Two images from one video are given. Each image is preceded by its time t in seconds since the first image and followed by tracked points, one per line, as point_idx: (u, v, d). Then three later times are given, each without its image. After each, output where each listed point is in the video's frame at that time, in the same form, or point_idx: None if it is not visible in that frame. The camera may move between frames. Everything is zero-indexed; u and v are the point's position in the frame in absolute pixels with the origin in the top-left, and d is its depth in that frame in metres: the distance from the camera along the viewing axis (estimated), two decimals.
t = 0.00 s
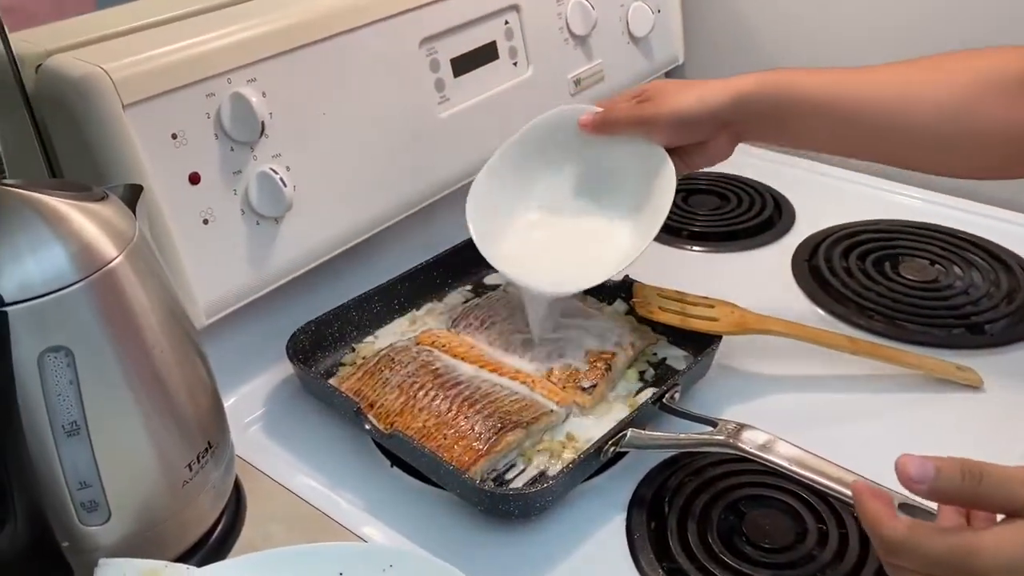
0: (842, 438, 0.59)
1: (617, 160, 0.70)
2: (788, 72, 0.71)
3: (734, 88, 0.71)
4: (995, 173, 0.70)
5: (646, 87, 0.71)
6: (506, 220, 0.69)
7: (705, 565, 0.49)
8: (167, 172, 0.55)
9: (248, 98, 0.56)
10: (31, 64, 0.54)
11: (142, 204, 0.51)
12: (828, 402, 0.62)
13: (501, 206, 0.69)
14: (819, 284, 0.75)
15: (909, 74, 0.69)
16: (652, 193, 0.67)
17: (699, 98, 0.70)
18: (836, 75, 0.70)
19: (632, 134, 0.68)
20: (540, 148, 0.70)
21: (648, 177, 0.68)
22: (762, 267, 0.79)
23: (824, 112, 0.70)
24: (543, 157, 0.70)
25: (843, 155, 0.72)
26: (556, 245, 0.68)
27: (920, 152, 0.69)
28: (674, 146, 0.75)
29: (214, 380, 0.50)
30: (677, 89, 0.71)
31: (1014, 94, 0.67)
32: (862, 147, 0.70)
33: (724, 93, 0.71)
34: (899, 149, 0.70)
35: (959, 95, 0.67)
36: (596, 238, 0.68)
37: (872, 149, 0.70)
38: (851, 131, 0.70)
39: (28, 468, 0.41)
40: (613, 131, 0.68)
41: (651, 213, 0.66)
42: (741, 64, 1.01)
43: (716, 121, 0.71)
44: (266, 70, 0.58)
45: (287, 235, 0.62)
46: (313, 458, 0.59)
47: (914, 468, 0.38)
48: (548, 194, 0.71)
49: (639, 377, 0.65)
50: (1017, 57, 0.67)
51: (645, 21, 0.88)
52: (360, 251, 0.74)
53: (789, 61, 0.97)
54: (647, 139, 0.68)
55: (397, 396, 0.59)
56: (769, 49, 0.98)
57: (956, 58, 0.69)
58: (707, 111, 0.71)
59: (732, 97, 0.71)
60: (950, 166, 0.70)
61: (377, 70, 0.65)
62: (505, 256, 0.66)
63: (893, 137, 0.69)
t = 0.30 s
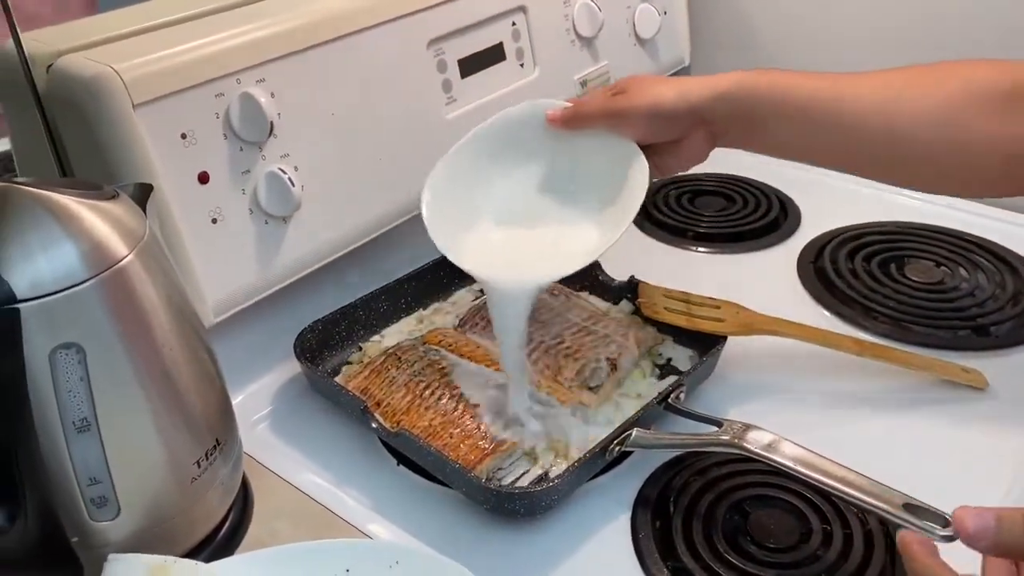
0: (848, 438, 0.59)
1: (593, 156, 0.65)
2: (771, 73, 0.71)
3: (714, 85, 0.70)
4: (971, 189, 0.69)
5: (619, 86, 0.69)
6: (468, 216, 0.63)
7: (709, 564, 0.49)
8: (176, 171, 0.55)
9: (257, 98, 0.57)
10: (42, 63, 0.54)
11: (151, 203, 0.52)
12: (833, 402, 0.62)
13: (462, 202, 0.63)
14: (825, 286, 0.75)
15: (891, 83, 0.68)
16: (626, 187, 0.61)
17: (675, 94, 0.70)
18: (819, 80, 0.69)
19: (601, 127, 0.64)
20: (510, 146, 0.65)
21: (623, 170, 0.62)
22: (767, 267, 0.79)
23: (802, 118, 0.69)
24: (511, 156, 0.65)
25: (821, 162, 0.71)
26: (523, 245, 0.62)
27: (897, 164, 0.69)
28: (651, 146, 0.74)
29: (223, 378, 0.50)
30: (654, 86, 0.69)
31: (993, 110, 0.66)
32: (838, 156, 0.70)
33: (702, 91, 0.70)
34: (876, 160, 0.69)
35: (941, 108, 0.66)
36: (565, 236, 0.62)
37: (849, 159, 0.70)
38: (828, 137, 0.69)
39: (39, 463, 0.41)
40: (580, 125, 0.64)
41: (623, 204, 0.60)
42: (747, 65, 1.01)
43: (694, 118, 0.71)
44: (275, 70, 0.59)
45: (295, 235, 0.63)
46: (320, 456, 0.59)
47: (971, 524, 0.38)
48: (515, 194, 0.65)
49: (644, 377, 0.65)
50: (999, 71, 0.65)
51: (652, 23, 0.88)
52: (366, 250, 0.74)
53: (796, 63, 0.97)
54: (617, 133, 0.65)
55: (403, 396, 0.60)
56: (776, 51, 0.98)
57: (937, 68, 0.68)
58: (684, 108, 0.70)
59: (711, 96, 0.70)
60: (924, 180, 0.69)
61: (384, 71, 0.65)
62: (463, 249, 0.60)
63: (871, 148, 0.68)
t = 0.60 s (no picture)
0: (854, 437, 0.60)
1: (545, 125, 0.68)
2: (737, 50, 0.71)
3: (678, 59, 0.71)
4: (948, 181, 0.69)
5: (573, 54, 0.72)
6: (422, 176, 0.66)
7: (715, 561, 0.50)
8: (186, 169, 0.55)
9: (266, 98, 0.57)
10: (54, 63, 0.55)
11: (162, 201, 0.52)
12: (839, 402, 0.63)
13: (417, 161, 0.66)
14: (830, 286, 0.76)
15: (871, 68, 0.68)
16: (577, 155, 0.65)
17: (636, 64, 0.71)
18: (796, 63, 0.70)
19: (559, 95, 0.67)
20: (465, 108, 0.68)
21: (577, 139, 0.66)
22: (773, 268, 0.79)
23: (782, 102, 0.69)
24: (466, 117, 0.68)
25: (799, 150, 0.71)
26: (475, 205, 0.65)
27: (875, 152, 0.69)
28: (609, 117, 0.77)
29: (233, 376, 0.51)
30: (614, 54, 0.71)
31: (969, 97, 0.66)
32: (817, 143, 0.70)
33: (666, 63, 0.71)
34: (855, 148, 0.69)
35: (919, 95, 0.67)
36: (516, 199, 0.65)
37: (828, 146, 0.70)
38: (808, 123, 0.69)
39: (52, 458, 0.42)
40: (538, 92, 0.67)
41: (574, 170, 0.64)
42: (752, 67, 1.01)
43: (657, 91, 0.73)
44: (284, 70, 0.59)
45: (304, 234, 0.63)
46: (328, 453, 0.60)
47: None
48: (466, 153, 0.68)
49: (650, 376, 0.66)
50: (976, 61, 0.67)
51: (657, 24, 0.88)
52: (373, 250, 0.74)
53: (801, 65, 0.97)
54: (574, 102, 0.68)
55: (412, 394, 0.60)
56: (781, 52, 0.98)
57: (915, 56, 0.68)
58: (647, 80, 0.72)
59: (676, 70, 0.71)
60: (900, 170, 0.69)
61: (392, 71, 0.66)
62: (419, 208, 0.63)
63: (850, 134, 0.68)
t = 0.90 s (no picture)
0: (855, 438, 0.60)
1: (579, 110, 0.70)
2: (761, 31, 0.71)
3: (703, 42, 0.71)
4: (979, 147, 0.69)
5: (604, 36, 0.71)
6: (463, 160, 0.69)
7: (716, 561, 0.50)
8: (191, 170, 0.56)
9: (271, 99, 0.58)
10: (60, 65, 0.55)
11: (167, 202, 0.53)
12: (839, 404, 0.63)
13: (461, 149, 0.69)
14: (831, 288, 0.76)
15: (891, 38, 0.68)
16: (613, 144, 0.68)
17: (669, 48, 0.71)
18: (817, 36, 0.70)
19: (598, 79, 0.67)
20: (500, 90, 0.70)
21: (609, 127, 0.69)
22: (774, 270, 0.80)
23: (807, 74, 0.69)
24: (505, 104, 0.70)
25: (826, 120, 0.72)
26: (516, 189, 0.69)
27: (902, 120, 0.69)
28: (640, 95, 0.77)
29: (237, 375, 0.51)
30: (647, 38, 0.71)
31: (995, 67, 0.66)
32: (844, 113, 0.70)
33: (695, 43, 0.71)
34: (881, 116, 0.69)
35: (941, 63, 0.67)
36: (553, 186, 0.69)
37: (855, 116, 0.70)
38: (837, 98, 0.69)
39: (57, 457, 0.42)
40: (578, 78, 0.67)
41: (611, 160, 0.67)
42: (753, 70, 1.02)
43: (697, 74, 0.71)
44: (289, 72, 0.60)
45: (308, 234, 0.64)
46: (331, 453, 0.60)
47: None
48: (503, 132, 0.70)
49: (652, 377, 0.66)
50: (1000, 27, 0.66)
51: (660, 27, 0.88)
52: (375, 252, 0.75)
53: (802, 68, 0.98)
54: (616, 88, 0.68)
55: (415, 394, 0.60)
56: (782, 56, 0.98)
57: (934, 26, 0.68)
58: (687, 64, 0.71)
59: (701, 50, 0.71)
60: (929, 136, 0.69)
61: (396, 73, 0.66)
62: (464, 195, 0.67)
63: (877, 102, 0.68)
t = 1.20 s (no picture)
0: (854, 439, 0.60)
1: (626, 127, 0.70)
2: (803, 37, 0.71)
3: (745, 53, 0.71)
4: (1008, 128, 0.69)
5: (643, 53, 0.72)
6: (514, 192, 0.69)
7: (714, 562, 0.50)
8: (192, 171, 0.56)
9: (271, 100, 0.58)
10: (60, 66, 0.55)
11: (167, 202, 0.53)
12: (837, 405, 0.63)
13: (516, 179, 0.69)
14: (830, 289, 0.76)
15: (911, 29, 0.69)
16: (664, 167, 0.67)
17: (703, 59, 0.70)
18: (849, 35, 0.70)
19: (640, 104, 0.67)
20: (542, 118, 0.70)
21: (660, 147, 0.68)
22: (773, 272, 0.80)
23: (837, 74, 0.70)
24: (549, 130, 0.70)
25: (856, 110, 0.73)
26: (573, 222, 0.69)
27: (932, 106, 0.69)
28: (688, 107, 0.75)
29: (236, 376, 0.51)
30: (685, 55, 0.70)
31: None
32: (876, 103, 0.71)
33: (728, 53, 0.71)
34: (912, 104, 0.70)
35: (969, 48, 0.67)
36: (609, 216, 0.69)
37: (886, 106, 0.71)
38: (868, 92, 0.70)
39: (56, 457, 0.42)
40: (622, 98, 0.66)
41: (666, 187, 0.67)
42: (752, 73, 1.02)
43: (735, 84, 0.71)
44: (289, 73, 0.60)
45: (307, 236, 0.64)
46: (330, 453, 0.60)
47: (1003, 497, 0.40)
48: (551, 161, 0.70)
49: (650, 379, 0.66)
50: None
51: (659, 28, 0.89)
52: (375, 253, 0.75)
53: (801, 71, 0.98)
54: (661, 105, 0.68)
55: (414, 395, 0.61)
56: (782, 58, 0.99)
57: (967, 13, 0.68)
58: (724, 75, 0.70)
59: (735, 57, 0.71)
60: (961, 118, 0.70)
61: (396, 74, 0.66)
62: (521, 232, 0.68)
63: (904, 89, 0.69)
